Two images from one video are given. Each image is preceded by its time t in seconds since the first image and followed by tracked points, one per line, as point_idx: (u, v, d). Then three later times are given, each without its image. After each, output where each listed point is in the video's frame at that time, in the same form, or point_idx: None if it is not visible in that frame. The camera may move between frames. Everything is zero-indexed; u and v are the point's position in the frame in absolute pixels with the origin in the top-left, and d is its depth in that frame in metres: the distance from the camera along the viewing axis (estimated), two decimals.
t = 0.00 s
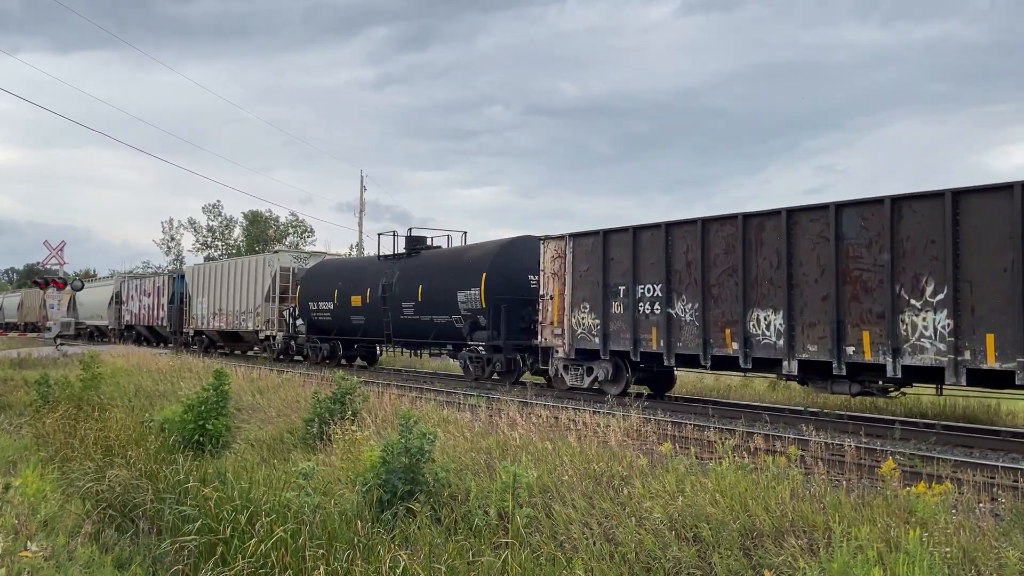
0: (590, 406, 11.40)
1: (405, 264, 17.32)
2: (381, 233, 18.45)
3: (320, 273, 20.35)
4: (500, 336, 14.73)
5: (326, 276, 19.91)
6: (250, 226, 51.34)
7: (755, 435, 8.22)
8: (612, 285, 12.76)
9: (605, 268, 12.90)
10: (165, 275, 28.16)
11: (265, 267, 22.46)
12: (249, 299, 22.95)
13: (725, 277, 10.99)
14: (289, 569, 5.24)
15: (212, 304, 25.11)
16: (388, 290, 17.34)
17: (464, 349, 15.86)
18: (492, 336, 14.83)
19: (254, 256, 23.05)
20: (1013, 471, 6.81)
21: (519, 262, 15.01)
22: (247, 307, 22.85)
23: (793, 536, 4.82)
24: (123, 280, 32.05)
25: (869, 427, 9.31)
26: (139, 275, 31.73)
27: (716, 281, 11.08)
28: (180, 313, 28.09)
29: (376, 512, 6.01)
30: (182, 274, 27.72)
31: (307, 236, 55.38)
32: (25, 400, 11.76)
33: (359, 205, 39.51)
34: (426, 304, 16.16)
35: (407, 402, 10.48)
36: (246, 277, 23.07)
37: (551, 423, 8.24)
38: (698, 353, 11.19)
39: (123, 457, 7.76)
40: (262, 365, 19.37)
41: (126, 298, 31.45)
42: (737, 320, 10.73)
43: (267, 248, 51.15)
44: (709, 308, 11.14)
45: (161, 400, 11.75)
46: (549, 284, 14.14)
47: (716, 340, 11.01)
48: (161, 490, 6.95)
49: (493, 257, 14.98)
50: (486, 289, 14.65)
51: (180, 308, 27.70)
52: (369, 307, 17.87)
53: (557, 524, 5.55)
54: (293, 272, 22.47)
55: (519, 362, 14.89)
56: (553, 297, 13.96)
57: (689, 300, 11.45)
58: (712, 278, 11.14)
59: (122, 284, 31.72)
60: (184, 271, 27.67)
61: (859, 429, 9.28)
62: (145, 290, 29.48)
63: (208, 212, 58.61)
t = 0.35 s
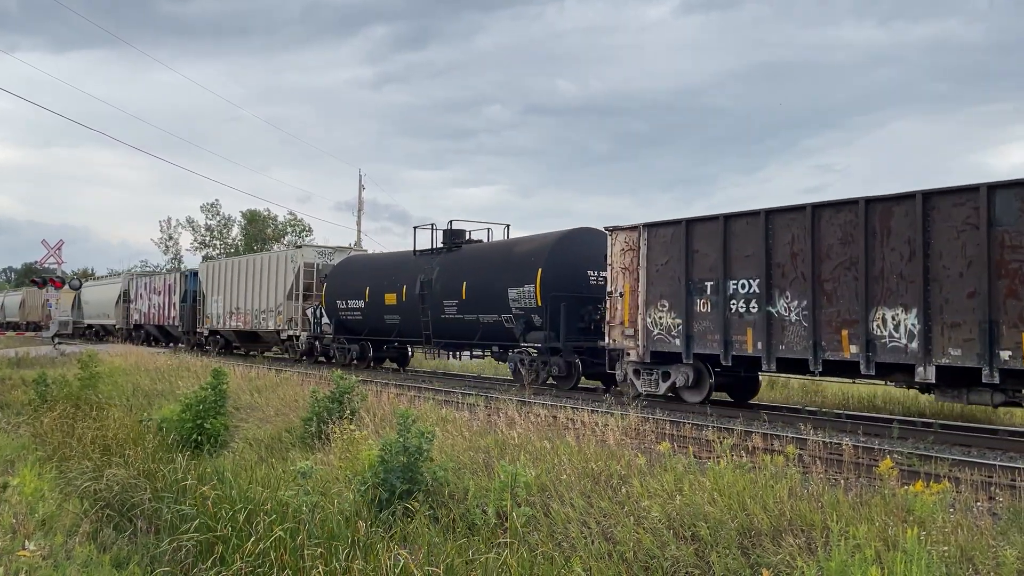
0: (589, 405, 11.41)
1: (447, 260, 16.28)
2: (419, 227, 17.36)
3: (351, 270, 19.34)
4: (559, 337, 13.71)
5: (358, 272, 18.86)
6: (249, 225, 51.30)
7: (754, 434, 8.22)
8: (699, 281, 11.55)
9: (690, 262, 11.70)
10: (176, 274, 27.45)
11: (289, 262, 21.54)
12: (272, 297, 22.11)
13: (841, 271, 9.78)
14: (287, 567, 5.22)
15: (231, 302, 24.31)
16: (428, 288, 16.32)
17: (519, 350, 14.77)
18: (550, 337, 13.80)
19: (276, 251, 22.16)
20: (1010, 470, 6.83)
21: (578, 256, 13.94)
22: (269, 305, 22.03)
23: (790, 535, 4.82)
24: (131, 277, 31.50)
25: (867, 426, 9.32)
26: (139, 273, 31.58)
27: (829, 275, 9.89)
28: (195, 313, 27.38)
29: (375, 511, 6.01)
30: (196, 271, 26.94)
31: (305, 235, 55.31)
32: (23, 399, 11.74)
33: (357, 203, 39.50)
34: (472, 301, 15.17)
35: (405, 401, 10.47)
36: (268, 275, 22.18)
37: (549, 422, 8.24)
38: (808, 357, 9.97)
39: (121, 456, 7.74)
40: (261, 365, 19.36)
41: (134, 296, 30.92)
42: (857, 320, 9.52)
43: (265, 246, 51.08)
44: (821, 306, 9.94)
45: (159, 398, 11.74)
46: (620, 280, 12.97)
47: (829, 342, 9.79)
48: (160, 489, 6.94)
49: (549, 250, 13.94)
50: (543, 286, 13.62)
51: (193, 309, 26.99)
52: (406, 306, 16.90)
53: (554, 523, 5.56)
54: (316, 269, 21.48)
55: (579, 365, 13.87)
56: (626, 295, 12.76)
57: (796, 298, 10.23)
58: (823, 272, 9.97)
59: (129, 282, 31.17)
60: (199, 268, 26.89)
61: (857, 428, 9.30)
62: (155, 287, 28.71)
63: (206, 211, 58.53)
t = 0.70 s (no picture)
0: (589, 403, 11.42)
1: (497, 254, 15.00)
2: (460, 219, 16.06)
3: (382, 265, 17.97)
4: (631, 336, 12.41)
5: (392, 268, 17.53)
6: (247, 223, 51.30)
7: (753, 433, 8.24)
8: (807, 277, 10.01)
9: (796, 255, 10.14)
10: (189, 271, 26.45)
11: (316, 258, 20.39)
12: (297, 294, 21.01)
13: (992, 263, 8.25)
14: (287, 567, 5.21)
15: (252, 299, 23.19)
16: (474, 285, 15.02)
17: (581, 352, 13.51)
18: (620, 337, 12.49)
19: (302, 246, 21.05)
20: (1009, 468, 6.83)
21: (649, 248, 12.59)
22: (294, 303, 20.94)
23: (789, 533, 4.83)
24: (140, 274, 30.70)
25: (867, 425, 9.33)
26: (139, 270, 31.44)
27: (976, 269, 8.36)
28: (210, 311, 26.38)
29: (374, 509, 6.01)
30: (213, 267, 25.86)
31: (304, 234, 55.27)
32: (21, 398, 11.72)
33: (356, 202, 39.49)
34: (528, 299, 13.92)
35: (404, 400, 10.48)
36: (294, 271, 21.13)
37: (548, 421, 8.25)
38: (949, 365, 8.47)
39: (120, 455, 7.74)
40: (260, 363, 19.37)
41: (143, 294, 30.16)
42: (1013, 320, 8.02)
43: (264, 245, 51.03)
44: (965, 305, 8.42)
45: (158, 398, 11.73)
46: (708, 274, 11.43)
47: (977, 347, 8.27)
48: (159, 488, 6.94)
49: (619, 242, 12.67)
50: (614, 280, 12.40)
51: (207, 308, 26.00)
52: (448, 304, 15.65)
53: (554, 521, 5.56)
54: (345, 266, 20.37)
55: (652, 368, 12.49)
56: (715, 292, 11.25)
57: (933, 295, 8.70)
58: (971, 265, 8.41)
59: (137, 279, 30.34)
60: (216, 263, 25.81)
61: (855, 426, 9.31)
62: (167, 286, 27.76)
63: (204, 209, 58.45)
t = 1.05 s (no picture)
0: (588, 402, 11.42)
1: (557, 247, 13.75)
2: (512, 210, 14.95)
3: (423, 261, 16.80)
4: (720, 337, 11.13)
5: (434, 263, 16.36)
6: (247, 222, 51.28)
7: (753, 431, 8.24)
8: (951, 270, 8.55)
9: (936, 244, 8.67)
10: (205, 269, 25.56)
11: (348, 253, 19.32)
12: (328, 292, 19.98)
13: None
14: (287, 566, 5.21)
15: (279, 297, 22.19)
16: (531, 280, 13.80)
17: (656, 354, 12.20)
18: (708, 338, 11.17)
19: (333, 241, 20.00)
20: (1009, 467, 6.83)
21: (738, 238, 11.15)
22: (324, 301, 19.95)
23: (789, 532, 4.83)
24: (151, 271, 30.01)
25: (866, 423, 9.32)
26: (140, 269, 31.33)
27: None
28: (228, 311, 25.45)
29: (374, 508, 6.01)
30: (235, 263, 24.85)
31: (304, 233, 55.22)
32: (21, 397, 11.72)
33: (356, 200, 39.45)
34: (597, 295, 12.62)
35: (404, 398, 10.46)
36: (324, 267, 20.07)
37: (548, 419, 8.26)
38: None
39: (120, 454, 7.74)
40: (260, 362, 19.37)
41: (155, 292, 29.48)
42: None
43: (264, 244, 51.00)
44: None
45: (158, 396, 11.72)
46: (820, 268, 9.89)
47: None
48: (159, 487, 6.94)
49: (708, 231, 11.32)
50: (702, 274, 11.08)
51: (226, 307, 25.10)
52: (500, 302, 14.45)
53: (554, 520, 5.56)
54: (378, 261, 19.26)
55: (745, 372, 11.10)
56: (830, 289, 9.76)
57: None
58: None
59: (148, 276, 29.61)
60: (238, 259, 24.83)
61: (855, 425, 9.31)
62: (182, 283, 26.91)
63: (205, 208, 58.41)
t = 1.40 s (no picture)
0: (589, 400, 11.42)
1: (628, 239, 12.49)
2: (571, 199, 13.72)
3: (468, 256, 15.57)
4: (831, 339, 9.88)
5: (481, 258, 15.16)
6: (248, 221, 51.27)
7: (754, 429, 8.26)
8: None
9: None
10: (223, 265, 24.49)
11: (386, 248, 18.18)
12: (364, 288, 18.85)
13: None
14: (289, 564, 5.23)
15: (308, 293, 21.04)
16: (601, 275, 12.54)
17: (749, 356, 11.00)
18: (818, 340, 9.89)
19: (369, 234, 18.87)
20: (1010, 465, 6.84)
21: (850, 226, 9.91)
22: (359, 298, 18.84)
23: (790, 530, 4.84)
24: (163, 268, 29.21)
25: (868, 422, 9.31)
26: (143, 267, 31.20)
27: None
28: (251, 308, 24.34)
29: (375, 506, 6.02)
30: (257, 258, 23.72)
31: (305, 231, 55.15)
32: (23, 395, 11.73)
33: (358, 199, 39.47)
34: (680, 291, 11.34)
35: (405, 397, 10.46)
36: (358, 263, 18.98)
37: (549, 417, 8.29)
38: None
39: (122, 452, 7.75)
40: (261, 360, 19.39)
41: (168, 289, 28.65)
42: None
43: (265, 242, 51.01)
44: None
45: (160, 395, 11.74)
46: (969, 259, 8.54)
47: None
48: (160, 485, 6.95)
49: (815, 218, 10.03)
50: (812, 267, 9.81)
51: (247, 304, 23.99)
52: (562, 300, 13.21)
53: (555, 518, 5.57)
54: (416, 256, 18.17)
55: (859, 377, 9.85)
56: (984, 282, 8.39)
57: None
58: None
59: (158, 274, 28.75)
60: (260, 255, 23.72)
61: (856, 423, 9.31)
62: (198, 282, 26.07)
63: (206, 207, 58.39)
